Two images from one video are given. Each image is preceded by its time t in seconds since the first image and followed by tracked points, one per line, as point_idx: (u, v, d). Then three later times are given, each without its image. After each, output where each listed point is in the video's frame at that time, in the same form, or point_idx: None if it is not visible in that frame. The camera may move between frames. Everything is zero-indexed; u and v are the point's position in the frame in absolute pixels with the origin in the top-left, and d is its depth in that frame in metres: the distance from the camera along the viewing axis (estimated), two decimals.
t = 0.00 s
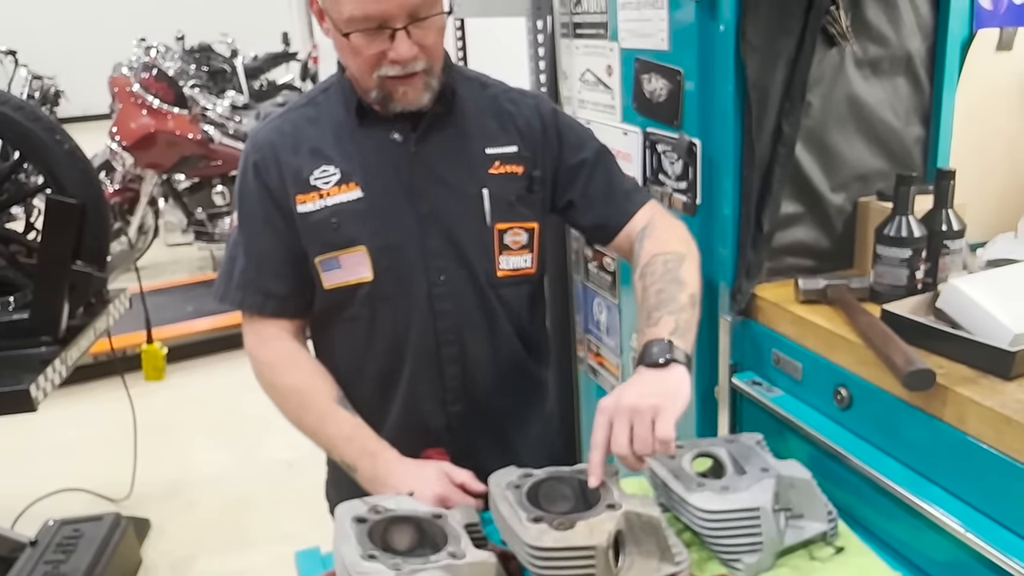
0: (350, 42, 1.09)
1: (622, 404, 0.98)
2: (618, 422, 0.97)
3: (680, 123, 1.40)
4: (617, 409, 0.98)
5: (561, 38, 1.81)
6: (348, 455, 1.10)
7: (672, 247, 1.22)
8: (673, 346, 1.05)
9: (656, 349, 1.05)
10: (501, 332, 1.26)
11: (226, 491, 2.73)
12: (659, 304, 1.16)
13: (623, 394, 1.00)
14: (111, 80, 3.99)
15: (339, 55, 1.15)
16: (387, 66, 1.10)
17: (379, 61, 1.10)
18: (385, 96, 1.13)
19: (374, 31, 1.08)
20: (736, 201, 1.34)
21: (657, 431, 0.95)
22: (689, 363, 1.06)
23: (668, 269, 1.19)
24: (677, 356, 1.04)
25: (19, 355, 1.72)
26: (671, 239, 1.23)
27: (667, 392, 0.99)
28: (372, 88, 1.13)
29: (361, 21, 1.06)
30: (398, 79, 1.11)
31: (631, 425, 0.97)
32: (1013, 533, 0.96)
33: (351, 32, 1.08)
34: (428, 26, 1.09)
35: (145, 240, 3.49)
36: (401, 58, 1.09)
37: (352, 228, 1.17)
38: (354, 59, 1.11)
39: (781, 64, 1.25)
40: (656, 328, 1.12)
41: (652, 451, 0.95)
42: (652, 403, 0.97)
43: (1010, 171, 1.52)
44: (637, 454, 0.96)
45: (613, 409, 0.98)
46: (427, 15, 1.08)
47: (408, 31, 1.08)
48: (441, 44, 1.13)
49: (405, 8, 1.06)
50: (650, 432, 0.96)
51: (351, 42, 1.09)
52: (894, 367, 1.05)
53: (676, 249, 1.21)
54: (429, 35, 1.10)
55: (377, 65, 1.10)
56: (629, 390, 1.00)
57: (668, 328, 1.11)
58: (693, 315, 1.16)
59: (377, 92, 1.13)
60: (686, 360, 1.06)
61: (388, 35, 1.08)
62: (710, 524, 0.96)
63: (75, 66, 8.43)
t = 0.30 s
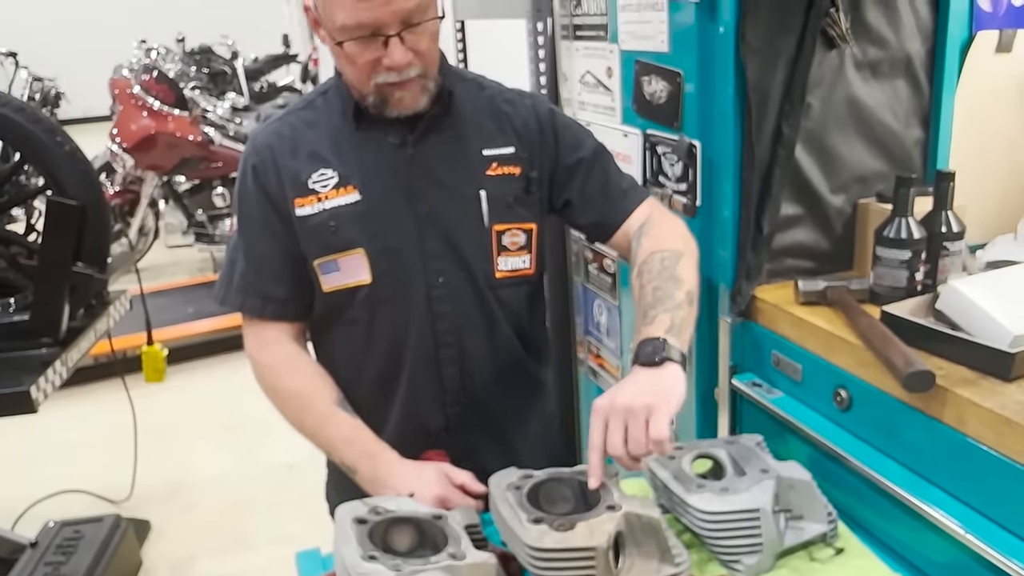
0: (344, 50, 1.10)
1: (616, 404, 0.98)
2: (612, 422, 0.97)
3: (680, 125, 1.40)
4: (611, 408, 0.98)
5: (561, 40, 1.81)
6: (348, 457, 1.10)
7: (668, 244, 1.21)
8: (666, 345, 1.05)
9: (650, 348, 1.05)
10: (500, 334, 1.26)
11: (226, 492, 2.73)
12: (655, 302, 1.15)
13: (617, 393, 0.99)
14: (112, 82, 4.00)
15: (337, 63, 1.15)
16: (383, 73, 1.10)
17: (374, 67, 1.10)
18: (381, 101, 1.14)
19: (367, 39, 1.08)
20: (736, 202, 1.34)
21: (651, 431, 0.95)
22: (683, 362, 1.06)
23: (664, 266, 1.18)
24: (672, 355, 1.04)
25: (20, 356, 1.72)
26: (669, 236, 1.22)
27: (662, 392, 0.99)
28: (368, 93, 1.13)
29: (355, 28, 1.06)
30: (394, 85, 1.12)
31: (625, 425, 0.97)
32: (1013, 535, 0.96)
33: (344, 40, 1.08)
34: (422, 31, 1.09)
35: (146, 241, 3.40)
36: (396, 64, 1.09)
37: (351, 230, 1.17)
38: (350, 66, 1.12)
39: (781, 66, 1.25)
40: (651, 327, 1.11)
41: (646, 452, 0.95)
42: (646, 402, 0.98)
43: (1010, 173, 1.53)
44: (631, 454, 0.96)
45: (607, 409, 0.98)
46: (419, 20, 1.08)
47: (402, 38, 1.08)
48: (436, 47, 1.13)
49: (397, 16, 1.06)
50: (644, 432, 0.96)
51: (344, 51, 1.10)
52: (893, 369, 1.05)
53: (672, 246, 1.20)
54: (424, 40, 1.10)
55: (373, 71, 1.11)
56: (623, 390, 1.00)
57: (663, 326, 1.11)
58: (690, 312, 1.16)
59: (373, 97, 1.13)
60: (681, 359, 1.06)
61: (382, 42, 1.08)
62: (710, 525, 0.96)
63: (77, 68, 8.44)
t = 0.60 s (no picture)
0: (345, 48, 1.11)
1: (618, 409, 0.98)
2: (614, 427, 0.97)
3: (680, 127, 1.41)
4: (614, 412, 0.98)
5: (561, 43, 1.81)
6: (347, 458, 1.10)
7: (664, 252, 1.21)
8: (668, 351, 1.06)
9: (651, 354, 1.05)
10: (500, 338, 1.26)
11: (227, 495, 2.73)
12: (656, 308, 1.16)
13: (618, 400, 0.99)
14: (112, 85, 4.00)
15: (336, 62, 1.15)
16: (383, 70, 1.11)
17: (375, 65, 1.11)
18: (383, 99, 1.13)
19: (368, 36, 1.09)
20: (736, 204, 1.34)
21: (653, 437, 0.95)
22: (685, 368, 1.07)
23: (664, 271, 1.18)
24: (674, 361, 1.05)
25: (21, 359, 1.73)
26: (668, 241, 1.22)
27: (664, 397, 0.99)
28: (370, 92, 1.13)
29: (355, 25, 1.07)
30: (395, 82, 1.12)
31: (627, 429, 0.97)
32: (1012, 538, 0.96)
33: (345, 37, 1.09)
34: (422, 27, 1.10)
35: (146, 246, 3.35)
36: (397, 61, 1.10)
37: (351, 232, 1.17)
38: (351, 66, 1.12)
39: (779, 70, 1.25)
40: (651, 333, 1.11)
41: (649, 457, 0.95)
42: (650, 407, 0.97)
43: (1010, 175, 1.53)
44: (634, 458, 0.95)
45: (609, 413, 0.98)
46: (419, 16, 1.09)
47: (402, 34, 1.09)
48: (438, 45, 1.14)
49: (398, 11, 1.07)
50: (646, 436, 0.95)
51: (345, 48, 1.11)
52: (893, 371, 1.06)
53: (669, 253, 1.21)
54: (424, 36, 1.11)
55: (373, 69, 1.11)
56: (625, 395, 1.00)
57: (663, 332, 1.12)
58: (690, 320, 1.15)
59: (375, 96, 1.13)
60: (682, 364, 1.06)
61: (382, 39, 1.09)
62: (710, 527, 0.96)
63: (79, 71, 8.45)
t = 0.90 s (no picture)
0: (360, 47, 1.10)
1: (628, 413, 0.99)
2: (623, 430, 0.98)
3: (681, 130, 1.41)
4: (623, 417, 0.99)
5: (562, 46, 1.81)
6: (350, 459, 1.10)
7: (670, 262, 1.23)
8: (676, 360, 1.06)
9: (658, 362, 1.05)
10: (502, 340, 1.26)
11: (228, 497, 2.73)
12: (660, 318, 1.17)
13: (628, 404, 1.00)
14: (114, 87, 4.00)
15: (349, 61, 1.16)
16: (397, 70, 1.11)
17: (388, 66, 1.11)
18: (394, 100, 1.14)
19: (383, 35, 1.09)
20: (738, 206, 1.34)
21: (663, 441, 0.96)
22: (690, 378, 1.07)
23: (669, 283, 1.20)
24: (681, 372, 1.05)
25: (22, 361, 1.73)
26: (668, 255, 1.24)
27: (675, 403, 1.00)
28: (382, 92, 1.13)
29: (370, 25, 1.07)
30: (408, 83, 1.12)
31: (636, 434, 0.98)
32: (1013, 540, 0.96)
33: (361, 36, 1.09)
34: (436, 28, 1.10)
35: (145, 247, 3.57)
36: (411, 60, 1.10)
37: (356, 232, 1.18)
38: (364, 65, 1.12)
39: (781, 72, 1.26)
40: (658, 342, 1.14)
41: (656, 461, 0.96)
42: (661, 413, 0.98)
43: (1011, 177, 1.53)
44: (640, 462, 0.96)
45: (618, 417, 0.99)
46: (436, 16, 1.09)
47: (417, 34, 1.09)
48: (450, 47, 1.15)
49: (414, 11, 1.07)
50: (656, 442, 0.96)
51: (360, 47, 1.10)
52: (894, 374, 1.06)
53: (676, 264, 1.23)
54: (438, 38, 1.11)
55: (387, 69, 1.11)
56: (636, 400, 1.01)
57: (671, 343, 1.13)
58: (694, 331, 1.17)
59: (387, 96, 1.14)
60: (688, 374, 1.07)
61: (397, 39, 1.09)
62: (711, 529, 0.96)
63: (81, 73, 8.45)
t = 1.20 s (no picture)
0: (374, 50, 1.11)
1: (636, 426, 0.99)
2: (630, 442, 0.99)
3: (682, 135, 1.41)
4: (630, 430, 1.00)
5: (565, 51, 1.81)
6: (352, 463, 1.10)
7: (673, 279, 1.23)
8: (680, 378, 1.06)
9: (663, 378, 1.05)
10: (504, 346, 1.27)
11: (230, 501, 2.73)
12: (661, 335, 1.17)
13: (636, 417, 1.01)
14: (117, 91, 4.00)
15: (361, 63, 1.16)
16: (410, 74, 1.11)
17: (401, 70, 1.11)
18: (407, 104, 1.14)
19: (398, 40, 1.09)
20: (738, 211, 1.34)
21: (671, 453, 0.97)
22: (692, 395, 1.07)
23: (671, 300, 1.21)
24: (684, 389, 1.05)
25: (24, 364, 1.73)
26: (671, 272, 1.25)
27: (679, 415, 1.01)
28: (395, 96, 1.14)
29: (385, 29, 1.08)
30: (421, 87, 1.12)
31: (644, 445, 0.98)
32: (1014, 544, 0.96)
33: (375, 40, 1.09)
34: (450, 34, 1.11)
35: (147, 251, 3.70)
36: (424, 65, 1.10)
37: (361, 235, 1.18)
38: (378, 68, 1.12)
39: (783, 77, 1.26)
40: (660, 358, 1.13)
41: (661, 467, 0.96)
42: (669, 426, 0.99)
43: (1012, 181, 1.53)
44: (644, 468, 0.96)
45: (625, 429, 1.00)
46: (449, 22, 1.10)
47: (431, 39, 1.09)
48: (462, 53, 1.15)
49: (429, 17, 1.08)
50: (664, 454, 0.97)
51: (374, 51, 1.10)
52: (896, 379, 1.06)
53: (677, 282, 1.23)
54: (452, 43, 1.11)
55: (400, 74, 1.11)
56: (643, 412, 1.02)
57: (672, 360, 1.13)
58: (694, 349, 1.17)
59: (399, 101, 1.14)
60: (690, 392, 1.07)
61: (411, 44, 1.09)
62: (713, 534, 0.96)
63: (84, 76, 8.47)
